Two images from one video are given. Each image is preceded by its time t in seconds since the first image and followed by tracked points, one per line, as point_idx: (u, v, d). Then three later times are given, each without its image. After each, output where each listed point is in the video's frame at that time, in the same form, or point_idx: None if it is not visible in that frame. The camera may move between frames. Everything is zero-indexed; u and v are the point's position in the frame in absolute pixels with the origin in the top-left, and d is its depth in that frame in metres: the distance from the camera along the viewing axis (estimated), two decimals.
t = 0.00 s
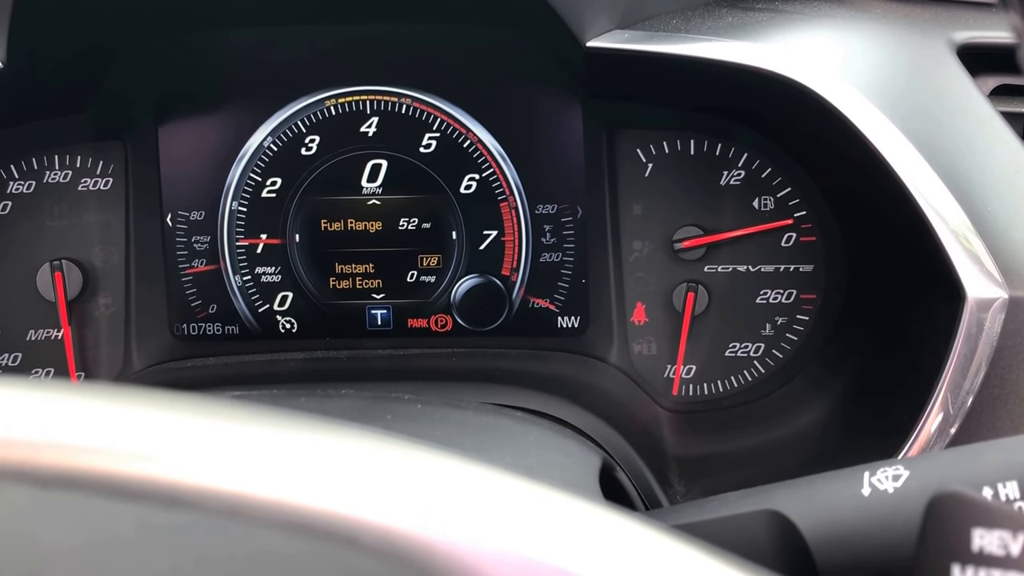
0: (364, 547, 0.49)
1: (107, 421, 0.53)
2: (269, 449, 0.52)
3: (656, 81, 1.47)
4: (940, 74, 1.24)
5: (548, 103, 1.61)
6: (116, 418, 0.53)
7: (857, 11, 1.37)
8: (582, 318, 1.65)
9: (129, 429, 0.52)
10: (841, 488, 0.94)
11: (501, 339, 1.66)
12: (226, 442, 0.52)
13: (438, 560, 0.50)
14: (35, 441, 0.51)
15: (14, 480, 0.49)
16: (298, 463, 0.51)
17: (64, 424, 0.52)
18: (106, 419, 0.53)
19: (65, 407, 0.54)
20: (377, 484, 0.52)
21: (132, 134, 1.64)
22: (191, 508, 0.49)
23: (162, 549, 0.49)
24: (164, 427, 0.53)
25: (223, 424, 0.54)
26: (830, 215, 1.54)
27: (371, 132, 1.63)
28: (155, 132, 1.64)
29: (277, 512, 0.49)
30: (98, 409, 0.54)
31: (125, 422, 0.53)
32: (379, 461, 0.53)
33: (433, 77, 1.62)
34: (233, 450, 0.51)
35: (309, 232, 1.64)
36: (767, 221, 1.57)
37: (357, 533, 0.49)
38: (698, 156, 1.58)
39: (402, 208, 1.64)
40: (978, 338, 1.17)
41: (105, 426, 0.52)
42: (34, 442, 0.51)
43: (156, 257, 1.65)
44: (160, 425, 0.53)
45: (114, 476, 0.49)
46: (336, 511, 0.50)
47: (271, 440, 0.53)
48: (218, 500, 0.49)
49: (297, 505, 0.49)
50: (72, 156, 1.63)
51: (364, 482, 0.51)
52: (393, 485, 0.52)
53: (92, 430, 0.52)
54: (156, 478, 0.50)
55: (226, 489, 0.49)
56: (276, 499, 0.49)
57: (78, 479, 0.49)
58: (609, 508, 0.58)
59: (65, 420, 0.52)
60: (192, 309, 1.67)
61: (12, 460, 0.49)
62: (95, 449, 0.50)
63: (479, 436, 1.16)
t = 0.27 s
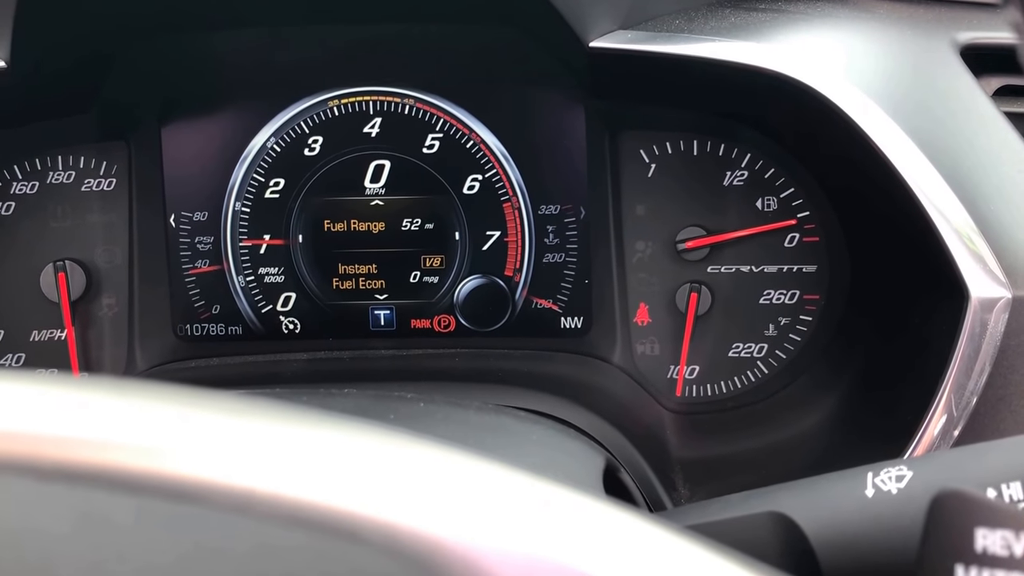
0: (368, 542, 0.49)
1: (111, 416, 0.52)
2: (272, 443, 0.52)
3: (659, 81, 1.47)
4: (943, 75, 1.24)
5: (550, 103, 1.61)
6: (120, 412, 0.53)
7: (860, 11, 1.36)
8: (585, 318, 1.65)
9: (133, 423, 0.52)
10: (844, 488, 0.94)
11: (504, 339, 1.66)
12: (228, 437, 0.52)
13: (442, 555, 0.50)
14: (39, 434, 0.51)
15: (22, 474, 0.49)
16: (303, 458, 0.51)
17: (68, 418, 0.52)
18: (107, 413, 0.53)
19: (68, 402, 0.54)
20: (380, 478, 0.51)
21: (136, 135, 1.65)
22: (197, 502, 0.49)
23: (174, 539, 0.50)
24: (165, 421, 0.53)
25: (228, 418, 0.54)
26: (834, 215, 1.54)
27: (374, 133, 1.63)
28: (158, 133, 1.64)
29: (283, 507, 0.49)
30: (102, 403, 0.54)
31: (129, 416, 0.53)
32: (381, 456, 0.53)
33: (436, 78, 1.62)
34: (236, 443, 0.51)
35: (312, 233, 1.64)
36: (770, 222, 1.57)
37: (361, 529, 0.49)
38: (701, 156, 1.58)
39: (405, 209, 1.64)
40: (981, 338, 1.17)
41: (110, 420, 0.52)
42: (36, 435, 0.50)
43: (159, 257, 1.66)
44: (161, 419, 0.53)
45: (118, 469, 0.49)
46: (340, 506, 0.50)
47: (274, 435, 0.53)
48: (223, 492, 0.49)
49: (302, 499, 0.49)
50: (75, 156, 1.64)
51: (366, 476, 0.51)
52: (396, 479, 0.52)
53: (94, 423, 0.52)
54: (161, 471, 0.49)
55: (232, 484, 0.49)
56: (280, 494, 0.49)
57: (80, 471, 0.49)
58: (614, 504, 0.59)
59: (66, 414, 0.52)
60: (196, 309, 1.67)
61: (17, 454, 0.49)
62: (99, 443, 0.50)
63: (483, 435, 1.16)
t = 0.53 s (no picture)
0: (372, 535, 0.49)
1: (113, 407, 0.52)
2: (275, 436, 0.52)
3: (661, 81, 1.47)
4: (946, 75, 1.24)
5: (553, 104, 1.61)
6: (123, 404, 0.53)
7: (863, 11, 1.36)
8: (588, 319, 1.64)
9: (136, 415, 0.52)
10: (847, 489, 0.94)
11: (507, 340, 1.66)
12: (231, 429, 0.52)
13: (443, 549, 0.50)
14: (43, 425, 0.51)
15: (26, 465, 0.49)
16: (305, 450, 0.51)
17: (71, 409, 0.52)
18: (110, 404, 0.53)
19: (71, 392, 0.54)
20: (382, 472, 0.51)
21: (139, 136, 1.65)
22: (199, 494, 0.49)
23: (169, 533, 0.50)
24: (168, 412, 0.53)
25: (229, 410, 0.54)
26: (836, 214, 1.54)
27: (377, 133, 1.63)
28: (161, 133, 1.64)
29: (284, 499, 0.49)
30: (105, 395, 0.54)
31: (131, 408, 0.53)
32: (387, 451, 0.53)
33: (439, 79, 1.62)
34: (238, 436, 0.51)
35: (315, 234, 1.64)
36: (774, 222, 1.57)
37: (363, 520, 0.49)
38: (704, 156, 1.58)
39: (408, 210, 1.64)
40: (984, 337, 1.17)
41: (112, 412, 0.52)
42: (42, 428, 0.51)
43: (162, 258, 1.66)
44: (164, 409, 0.53)
45: (120, 460, 0.49)
46: (341, 498, 0.50)
47: (279, 429, 0.53)
48: (226, 484, 0.49)
49: (302, 491, 0.49)
50: (79, 157, 1.64)
51: (369, 469, 0.51)
52: (398, 472, 0.51)
53: (98, 415, 0.52)
54: (163, 462, 0.49)
55: (233, 475, 0.50)
56: (281, 485, 0.50)
57: (85, 463, 0.49)
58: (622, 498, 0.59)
59: (70, 406, 0.52)
60: (198, 310, 1.67)
61: (22, 444, 0.50)
62: (102, 433, 0.51)
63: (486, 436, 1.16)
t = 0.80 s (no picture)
0: (380, 552, 0.49)
1: (121, 426, 0.53)
2: (282, 453, 0.52)
3: (666, 83, 1.47)
4: (949, 76, 1.24)
5: (556, 105, 1.61)
6: (130, 423, 0.53)
7: (865, 13, 1.36)
8: (591, 319, 1.65)
9: (142, 434, 0.52)
10: (851, 491, 0.94)
11: (510, 340, 1.66)
12: (238, 448, 0.52)
13: (449, 562, 0.50)
14: (49, 446, 0.51)
15: (32, 486, 0.49)
16: (310, 467, 0.51)
17: (78, 429, 0.52)
18: (119, 424, 0.53)
19: (77, 412, 0.54)
20: (387, 487, 0.51)
21: (142, 137, 1.65)
22: (206, 513, 0.49)
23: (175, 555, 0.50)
24: (176, 432, 0.53)
25: (235, 429, 0.54)
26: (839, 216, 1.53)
27: (380, 134, 1.63)
28: (165, 134, 1.65)
29: (291, 517, 0.49)
30: (111, 414, 0.54)
31: (138, 427, 0.53)
32: (385, 465, 0.53)
33: (442, 80, 1.62)
34: (246, 454, 0.52)
35: (318, 234, 1.64)
36: (777, 222, 1.57)
37: (369, 538, 0.49)
38: (707, 157, 1.57)
39: (411, 211, 1.64)
40: (989, 340, 1.17)
41: (119, 431, 0.52)
42: (50, 448, 0.51)
43: (165, 259, 1.66)
44: (172, 430, 0.53)
45: (127, 481, 0.49)
46: (347, 515, 0.50)
47: (284, 445, 0.53)
48: (235, 502, 0.49)
49: (308, 508, 0.50)
50: (82, 158, 1.63)
51: (373, 485, 0.51)
52: (401, 488, 0.52)
53: (107, 434, 0.52)
54: (171, 483, 0.50)
55: (241, 493, 0.50)
56: (289, 503, 0.50)
57: (94, 483, 0.49)
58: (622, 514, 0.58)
59: (79, 425, 0.53)
60: (202, 310, 1.67)
61: (26, 466, 0.50)
62: (108, 454, 0.51)
63: (490, 439, 1.16)
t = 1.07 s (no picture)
0: (383, 551, 0.50)
1: (120, 425, 0.52)
2: (282, 452, 0.52)
3: (669, 84, 1.47)
4: (951, 77, 1.24)
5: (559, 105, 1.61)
6: (129, 421, 0.53)
7: (868, 13, 1.36)
8: (594, 320, 1.64)
9: (142, 433, 0.52)
10: (853, 492, 0.93)
11: (514, 341, 1.66)
12: (237, 447, 0.52)
13: (452, 561, 0.50)
14: (48, 445, 0.51)
15: (34, 486, 0.49)
16: (311, 468, 0.51)
17: (77, 427, 0.52)
18: (118, 422, 0.53)
19: (76, 410, 0.54)
20: (389, 486, 0.51)
21: (145, 138, 1.65)
22: (211, 512, 0.50)
23: (177, 552, 0.50)
24: (175, 430, 0.53)
25: (235, 428, 0.54)
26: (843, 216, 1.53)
27: (383, 135, 1.64)
28: (168, 135, 1.65)
29: (294, 516, 0.49)
30: (111, 412, 0.54)
31: (137, 425, 0.53)
32: (387, 464, 0.53)
33: (444, 81, 1.62)
34: (244, 453, 0.51)
35: (321, 235, 1.64)
36: (780, 223, 1.57)
37: (373, 538, 0.50)
38: (710, 158, 1.57)
39: (414, 211, 1.64)
40: (992, 341, 1.17)
41: (119, 430, 0.52)
42: (50, 447, 0.51)
43: (169, 260, 1.66)
44: (171, 428, 0.53)
45: (128, 480, 0.49)
46: (350, 514, 0.50)
47: (282, 445, 0.52)
48: (238, 502, 0.49)
49: (312, 508, 0.50)
50: (85, 159, 1.63)
51: (374, 485, 0.51)
52: (402, 488, 0.51)
53: (107, 433, 0.52)
54: (172, 482, 0.49)
55: (243, 493, 0.50)
56: (292, 502, 0.50)
57: (96, 482, 0.49)
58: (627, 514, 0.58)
59: (78, 423, 0.52)
60: (205, 312, 1.67)
61: (26, 464, 0.50)
62: (108, 453, 0.50)
63: (493, 440, 1.16)
